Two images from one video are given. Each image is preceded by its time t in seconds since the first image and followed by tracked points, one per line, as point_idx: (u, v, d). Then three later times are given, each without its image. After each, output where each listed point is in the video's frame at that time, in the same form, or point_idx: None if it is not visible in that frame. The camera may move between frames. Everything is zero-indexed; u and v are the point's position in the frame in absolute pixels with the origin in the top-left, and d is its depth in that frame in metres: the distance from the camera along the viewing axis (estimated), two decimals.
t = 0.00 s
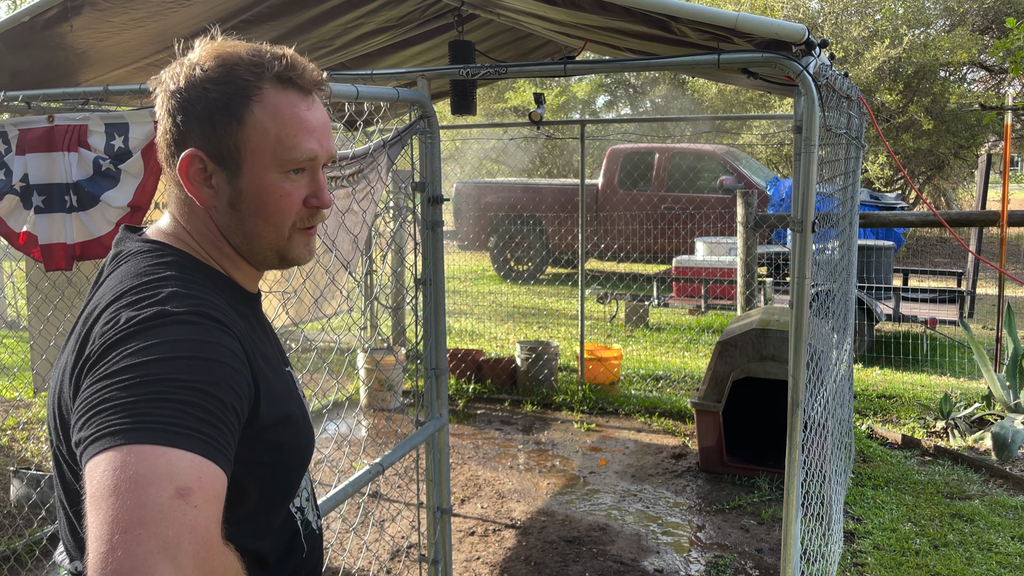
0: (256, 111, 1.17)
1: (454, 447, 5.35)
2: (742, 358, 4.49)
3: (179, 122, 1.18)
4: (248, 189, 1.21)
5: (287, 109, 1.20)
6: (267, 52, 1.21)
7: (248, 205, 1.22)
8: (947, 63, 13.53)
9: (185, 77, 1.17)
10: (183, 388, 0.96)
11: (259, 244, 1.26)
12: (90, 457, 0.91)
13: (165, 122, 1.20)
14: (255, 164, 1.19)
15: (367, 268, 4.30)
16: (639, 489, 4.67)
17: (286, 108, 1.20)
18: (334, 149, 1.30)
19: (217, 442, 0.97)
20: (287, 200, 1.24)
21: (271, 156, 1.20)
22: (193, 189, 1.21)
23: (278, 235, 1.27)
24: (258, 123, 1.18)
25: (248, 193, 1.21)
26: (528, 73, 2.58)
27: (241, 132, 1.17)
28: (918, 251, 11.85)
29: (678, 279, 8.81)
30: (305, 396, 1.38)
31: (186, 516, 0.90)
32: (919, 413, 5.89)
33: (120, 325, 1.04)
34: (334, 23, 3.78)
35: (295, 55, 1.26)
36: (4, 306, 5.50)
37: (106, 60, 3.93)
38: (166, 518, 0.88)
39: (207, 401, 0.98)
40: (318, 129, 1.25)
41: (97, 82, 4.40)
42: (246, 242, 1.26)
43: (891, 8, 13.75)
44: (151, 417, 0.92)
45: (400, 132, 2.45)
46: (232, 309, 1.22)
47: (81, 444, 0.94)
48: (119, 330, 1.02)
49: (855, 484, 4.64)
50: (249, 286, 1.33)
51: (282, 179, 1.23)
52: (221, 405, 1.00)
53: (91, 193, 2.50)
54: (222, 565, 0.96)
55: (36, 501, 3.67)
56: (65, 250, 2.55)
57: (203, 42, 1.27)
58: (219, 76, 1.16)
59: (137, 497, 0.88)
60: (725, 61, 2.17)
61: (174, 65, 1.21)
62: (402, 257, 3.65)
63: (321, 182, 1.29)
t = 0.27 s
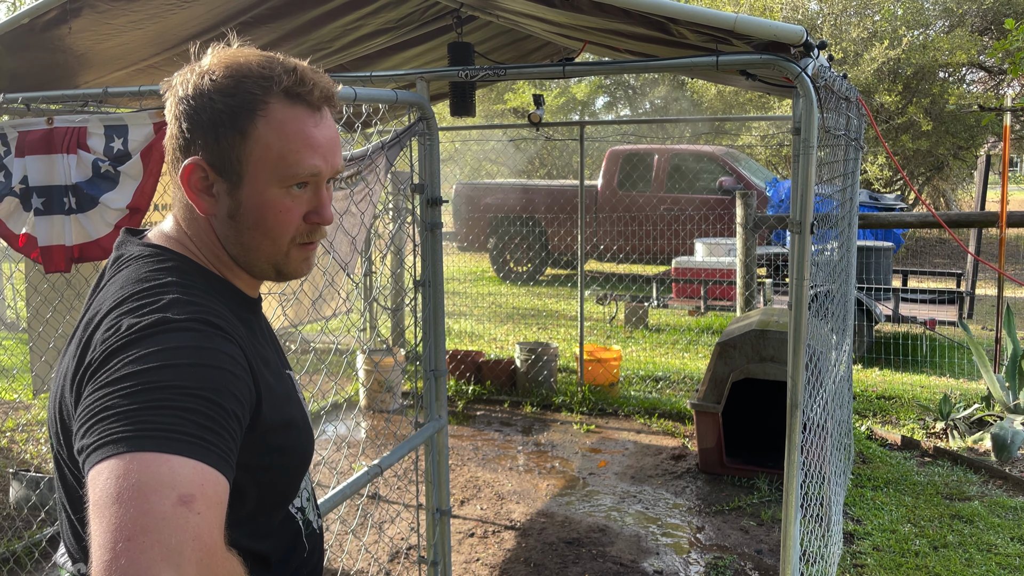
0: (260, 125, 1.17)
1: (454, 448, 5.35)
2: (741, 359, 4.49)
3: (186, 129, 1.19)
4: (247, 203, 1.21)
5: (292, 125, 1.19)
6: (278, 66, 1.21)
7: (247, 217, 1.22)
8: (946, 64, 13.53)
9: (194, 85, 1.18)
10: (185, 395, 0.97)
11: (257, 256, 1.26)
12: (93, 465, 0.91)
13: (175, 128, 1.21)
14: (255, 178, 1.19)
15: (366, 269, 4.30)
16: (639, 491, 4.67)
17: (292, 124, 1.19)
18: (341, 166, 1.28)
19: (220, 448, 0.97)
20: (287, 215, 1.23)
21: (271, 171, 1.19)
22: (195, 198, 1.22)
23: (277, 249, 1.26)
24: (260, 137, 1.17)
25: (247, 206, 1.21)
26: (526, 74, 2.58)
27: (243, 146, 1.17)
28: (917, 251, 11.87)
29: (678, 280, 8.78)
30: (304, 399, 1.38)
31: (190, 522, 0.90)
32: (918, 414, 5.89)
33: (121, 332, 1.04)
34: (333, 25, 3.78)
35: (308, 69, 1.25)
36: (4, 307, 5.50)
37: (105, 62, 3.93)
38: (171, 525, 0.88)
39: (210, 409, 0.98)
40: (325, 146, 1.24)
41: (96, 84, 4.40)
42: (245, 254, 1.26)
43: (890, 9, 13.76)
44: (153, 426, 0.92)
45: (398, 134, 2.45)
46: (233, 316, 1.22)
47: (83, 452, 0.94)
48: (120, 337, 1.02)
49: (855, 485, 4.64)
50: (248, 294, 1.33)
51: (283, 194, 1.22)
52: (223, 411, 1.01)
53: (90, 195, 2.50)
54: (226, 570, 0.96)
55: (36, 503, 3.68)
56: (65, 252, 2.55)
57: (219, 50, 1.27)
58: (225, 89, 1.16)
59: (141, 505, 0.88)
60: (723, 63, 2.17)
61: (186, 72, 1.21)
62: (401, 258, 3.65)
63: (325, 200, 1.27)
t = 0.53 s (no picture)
0: (259, 127, 1.17)
1: (453, 449, 5.35)
2: (741, 360, 4.49)
3: (186, 132, 1.19)
4: (246, 205, 1.21)
5: (291, 127, 1.19)
6: (278, 67, 1.21)
7: (246, 220, 1.22)
8: (945, 64, 13.54)
9: (193, 87, 1.18)
10: (194, 402, 0.97)
11: (257, 259, 1.25)
12: (102, 471, 0.91)
13: (175, 131, 1.22)
14: (253, 180, 1.19)
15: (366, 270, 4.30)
16: (638, 491, 4.67)
17: (291, 126, 1.19)
18: (342, 168, 1.28)
19: (229, 455, 0.97)
20: (285, 218, 1.23)
21: (270, 173, 1.19)
22: (195, 200, 1.22)
23: (276, 252, 1.26)
24: (259, 139, 1.17)
25: (245, 208, 1.21)
26: (525, 76, 2.58)
27: (242, 148, 1.17)
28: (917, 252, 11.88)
29: (677, 281, 8.77)
30: (307, 402, 1.38)
31: (201, 530, 0.90)
32: (917, 414, 5.89)
33: (129, 337, 1.04)
34: (332, 26, 3.78)
35: (308, 71, 1.25)
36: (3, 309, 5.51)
37: (104, 63, 3.93)
38: (183, 533, 0.89)
39: (218, 415, 0.99)
40: (324, 148, 1.24)
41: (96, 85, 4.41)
42: (244, 256, 1.26)
43: (889, 10, 13.77)
44: (163, 433, 0.92)
45: (398, 135, 2.45)
46: (236, 320, 1.22)
47: (92, 457, 0.94)
48: (128, 342, 1.02)
49: (854, 486, 4.64)
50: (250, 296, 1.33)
51: (282, 196, 1.22)
52: (231, 417, 1.01)
53: (89, 197, 2.51)
54: None
55: (35, 505, 3.69)
56: (64, 253, 2.55)
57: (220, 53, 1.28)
58: (223, 91, 1.16)
59: (152, 513, 0.88)
60: (722, 64, 2.17)
61: (186, 74, 1.22)
62: (400, 259, 3.65)
63: (324, 202, 1.27)
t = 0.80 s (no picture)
0: (265, 128, 1.17)
1: (452, 450, 5.35)
2: (740, 360, 4.49)
3: (191, 133, 1.19)
4: (251, 205, 1.21)
5: (297, 129, 1.19)
6: (285, 69, 1.21)
7: (251, 220, 1.22)
8: (944, 65, 13.55)
9: (199, 88, 1.18)
10: (195, 403, 0.97)
11: (261, 259, 1.25)
12: (104, 472, 0.91)
13: (179, 132, 1.22)
14: (258, 181, 1.19)
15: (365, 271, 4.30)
16: (637, 492, 4.67)
17: (298, 128, 1.19)
18: (347, 170, 1.28)
19: (230, 456, 0.97)
20: (290, 219, 1.23)
21: (276, 174, 1.19)
22: (200, 201, 1.22)
23: (280, 253, 1.26)
24: (265, 140, 1.17)
25: (250, 209, 1.21)
26: (523, 76, 2.58)
27: (247, 149, 1.17)
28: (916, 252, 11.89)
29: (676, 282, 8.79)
30: (308, 404, 1.38)
31: (202, 530, 0.90)
32: (916, 415, 5.90)
33: (131, 338, 1.04)
34: (331, 27, 3.78)
35: (314, 72, 1.25)
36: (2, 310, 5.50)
37: (103, 65, 3.93)
38: (184, 534, 0.89)
39: (219, 416, 0.99)
40: (331, 149, 1.23)
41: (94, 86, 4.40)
42: (248, 257, 1.26)
43: (888, 10, 13.77)
44: (165, 434, 0.92)
45: (397, 136, 2.44)
46: (239, 322, 1.22)
47: (93, 458, 0.94)
48: (130, 343, 1.03)
49: (853, 486, 4.64)
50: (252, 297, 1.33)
51: (288, 197, 1.22)
52: (232, 418, 1.01)
53: (87, 198, 2.51)
54: None
55: (34, 506, 3.69)
56: (62, 254, 2.55)
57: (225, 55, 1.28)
58: (230, 92, 1.16)
59: (152, 513, 0.88)
60: (720, 65, 2.18)
61: (192, 75, 1.22)
62: (399, 260, 3.65)
63: (329, 203, 1.27)
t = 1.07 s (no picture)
0: (269, 129, 1.17)
1: (451, 450, 5.36)
2: (738, 360, 4.50)
3: (190, 135, 1.19)
4: (255, 206, 1.21)
5: (299, 128, 1.20)
6: (285, 68, 1.21)
7: (255, 221, 1.22)
8: (942, 65, 13.57)
9: (197, 89, 1.18)
10: (193, 401, 0.97)
11: (264, 259, 1.26)
12: (101, 469, 0.92)
13: (178, 134, 1.21)
14: (262, 181, 1.19)
15: (363, 271, 4.30)
16: (636, 492, 4.67)
17: (300, 126, 1.20)
18: (348, 168, 1.28)
19: (227, 455, 0.97)
20: (294, 218, 1.24)
21: (279, 174, 1.20)
22: (202, 202, 1.22)
23: (284, 252, 1.27)
24: (268, 140, 1.18)
25: (255, 209, 1.21)
26: (521, 77, 2.59)
27: (251, 149, 1.17)
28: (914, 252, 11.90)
29: (674, 282, 8.80)
30: (309, 404, 1.38)
31: (197, 528, 0.90)
32: (914, 415, 5.90)
33: (130, 337, 1.04)
34: (330, 28, 3.78)
35: (312, 71, 1.25)
36: None
37: (101, 65, 3.93)
38: (179, 531, 0.89)
39: (217, 414, 0.99)
40: (332, 148, 1.24)
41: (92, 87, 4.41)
42: (252, 257, 1.26)
43: (885, 10, 13.80)
44: (161, 431, 0.92)
45: (395, 136, 2.45)
46: (240, 322, 1.22)
47: (91, 456, 0.95)
48: (129, 342, 1.03)
49: (851, 486, 4.64)
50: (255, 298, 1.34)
51: (291, 196, 1.22)
52: (230, 416, 1.01)
53: (85, 198, 2.51)
54: None
55: (32, 506, 3.69)
56: (60, 255, 2.55)
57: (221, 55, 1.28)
58: (231, 93, 1.16)
59: (148, 510, 0.88)
60: (717, 65, 2.18)
61: (190, 76, 1.21)
62: (398, 261, 3.66)
63: (331, 202, 1.28)
